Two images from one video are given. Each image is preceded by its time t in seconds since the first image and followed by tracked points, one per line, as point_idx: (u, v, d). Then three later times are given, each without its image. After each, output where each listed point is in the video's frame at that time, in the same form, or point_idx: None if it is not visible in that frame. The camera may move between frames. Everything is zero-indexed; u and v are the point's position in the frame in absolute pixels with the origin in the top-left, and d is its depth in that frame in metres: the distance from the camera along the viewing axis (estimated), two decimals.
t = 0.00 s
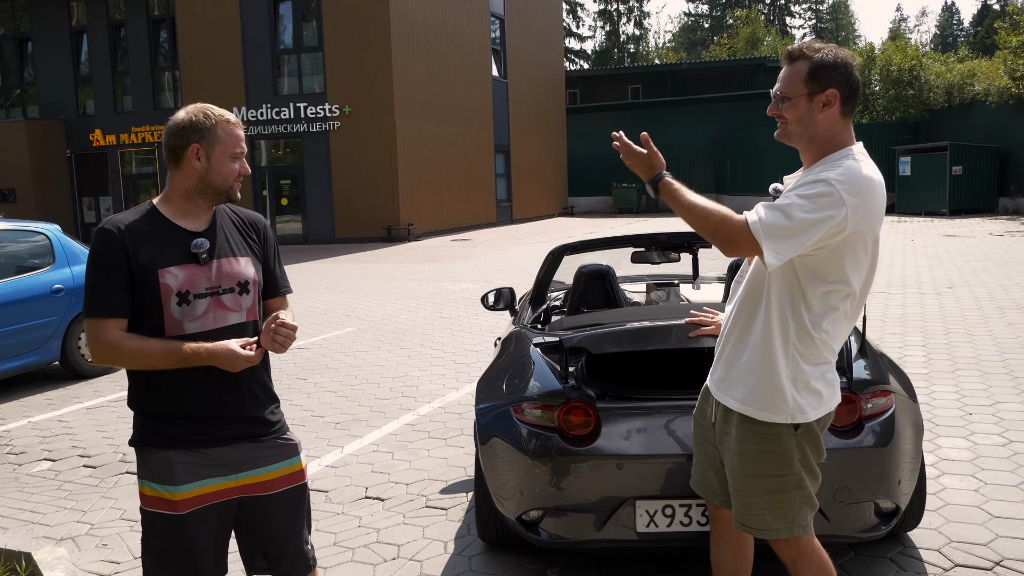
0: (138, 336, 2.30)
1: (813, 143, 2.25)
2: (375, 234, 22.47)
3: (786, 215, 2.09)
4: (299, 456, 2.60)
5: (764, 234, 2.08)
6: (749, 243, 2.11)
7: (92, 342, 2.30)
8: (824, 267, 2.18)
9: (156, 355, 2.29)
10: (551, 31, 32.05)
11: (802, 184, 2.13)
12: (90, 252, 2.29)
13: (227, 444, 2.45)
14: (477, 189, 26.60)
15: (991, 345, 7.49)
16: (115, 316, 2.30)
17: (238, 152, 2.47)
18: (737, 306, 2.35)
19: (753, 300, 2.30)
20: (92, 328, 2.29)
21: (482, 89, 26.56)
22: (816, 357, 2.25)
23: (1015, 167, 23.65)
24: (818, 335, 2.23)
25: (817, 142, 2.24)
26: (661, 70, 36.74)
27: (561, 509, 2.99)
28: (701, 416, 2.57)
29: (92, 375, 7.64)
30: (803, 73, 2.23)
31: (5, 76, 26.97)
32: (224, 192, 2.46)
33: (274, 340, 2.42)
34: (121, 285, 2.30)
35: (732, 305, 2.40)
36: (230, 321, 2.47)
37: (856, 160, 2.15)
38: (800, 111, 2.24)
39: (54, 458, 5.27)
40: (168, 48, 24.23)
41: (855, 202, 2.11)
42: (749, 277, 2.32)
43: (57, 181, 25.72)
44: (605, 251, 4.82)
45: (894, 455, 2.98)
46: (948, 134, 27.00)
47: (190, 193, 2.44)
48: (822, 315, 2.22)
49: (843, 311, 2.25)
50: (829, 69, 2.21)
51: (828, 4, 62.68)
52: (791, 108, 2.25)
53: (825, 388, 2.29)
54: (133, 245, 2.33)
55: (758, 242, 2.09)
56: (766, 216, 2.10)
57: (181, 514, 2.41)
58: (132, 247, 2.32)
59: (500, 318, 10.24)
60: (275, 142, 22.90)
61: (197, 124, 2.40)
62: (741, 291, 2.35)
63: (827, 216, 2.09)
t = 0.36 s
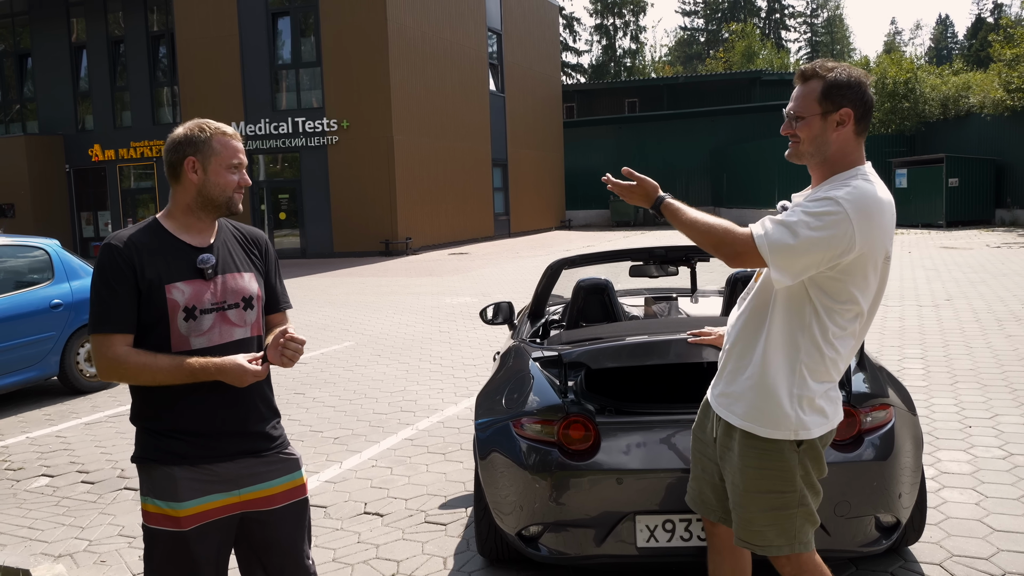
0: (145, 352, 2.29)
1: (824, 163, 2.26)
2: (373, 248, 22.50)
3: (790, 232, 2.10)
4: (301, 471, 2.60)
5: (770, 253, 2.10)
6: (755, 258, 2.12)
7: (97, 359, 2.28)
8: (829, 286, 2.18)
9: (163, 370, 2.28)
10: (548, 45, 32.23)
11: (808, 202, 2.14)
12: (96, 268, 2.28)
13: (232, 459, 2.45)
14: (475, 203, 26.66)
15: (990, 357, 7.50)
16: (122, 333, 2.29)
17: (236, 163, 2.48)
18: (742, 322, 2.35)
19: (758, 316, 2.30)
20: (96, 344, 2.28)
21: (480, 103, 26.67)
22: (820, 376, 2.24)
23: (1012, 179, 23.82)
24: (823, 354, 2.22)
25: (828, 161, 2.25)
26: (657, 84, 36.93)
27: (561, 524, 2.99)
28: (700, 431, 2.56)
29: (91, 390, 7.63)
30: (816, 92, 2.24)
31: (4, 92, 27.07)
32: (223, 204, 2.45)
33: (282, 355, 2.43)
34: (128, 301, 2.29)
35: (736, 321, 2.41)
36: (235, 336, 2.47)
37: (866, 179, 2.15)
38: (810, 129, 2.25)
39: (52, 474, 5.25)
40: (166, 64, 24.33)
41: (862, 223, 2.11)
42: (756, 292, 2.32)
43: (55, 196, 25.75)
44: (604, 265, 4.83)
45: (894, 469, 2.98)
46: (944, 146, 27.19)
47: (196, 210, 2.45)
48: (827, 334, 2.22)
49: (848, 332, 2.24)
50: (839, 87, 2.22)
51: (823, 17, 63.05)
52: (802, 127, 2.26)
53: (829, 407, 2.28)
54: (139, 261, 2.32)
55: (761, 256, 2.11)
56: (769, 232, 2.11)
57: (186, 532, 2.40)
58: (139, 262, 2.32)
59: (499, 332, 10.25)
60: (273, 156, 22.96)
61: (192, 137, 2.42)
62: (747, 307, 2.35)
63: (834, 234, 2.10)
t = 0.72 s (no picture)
0: (148, 374, 2.31)
1: (811, 188, 2.30)
2: (371, 269, 22.54)
3: (803, 256, 2.12)
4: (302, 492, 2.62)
5: (790, 280, 2.10)
6: (776, 291, 2.12)
7: (101, 383, 2.30)
8: (837, 307, 2.22)
9: (167, 393, 2.30)
10: (545, 69, 32.50)
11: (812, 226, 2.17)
12: (99, 291, 2.30)
13: (234, 480, 2.46)
14: (473, 224, 26.76)
15: (985, 379, 7.54)
16: (127, 357, 2.31)
17: (241, 191, 2.52)
18: (746, 350, 2.36)
19: (763, 344, 2.32)
20: (100, 368, 2.29)
21: (478, 126, 26.85)
22: (828, 397, 2.26)
23: (1006, 203, 23.99)
24: (830, 376, 2.25)
25: (815, 186, 2.29)
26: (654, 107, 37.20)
27: (560, 547, 2.99)
28: (701, 456, 2.58)
29: (87, 413, 7.61)
30: (800, 121, 2.29)
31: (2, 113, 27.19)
32: (227, 231, 2.49)
33: (285, 375, 2.46)
34: (132, 324, 2.31)
35: (738, 349, 2.42)
36: (237, 357, 2.50)
37: (860, 201, 2.20)
38: (799, 155, 2.29)
39: (47, 497, 5.23)
40: (165, 86, 24.47)
41: (865, 243, 2.15)
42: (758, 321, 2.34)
43: (52, 217, 25.77)
44: (601, 288, 4.86)
45: (890, 490, 3.00)
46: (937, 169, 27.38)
47: (199, 234, 2.47)
48: (833, 355, 2.24)
49: (853, 353, 2.27)
50: (824, 113, 2.28)
51: (819, 41, 63.71)
52: (790, 154, 2.30)
53: (837, 429, 2.30)
54: (143, 285, 2.34)
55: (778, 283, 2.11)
56: (784, 259, 2.12)
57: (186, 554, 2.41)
58: (142, 285, 2.34)
59: (496, 354, 10.26)
60: (271, 178, 23.04)
61: (200, 163, 2.45)
62: (749, 334, 2.36)
63: (842, 256, 2.13)
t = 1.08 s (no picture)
0: (132, 387, 2.30)
1: (778, 194, 2.34)
2: (350, 278, 22.47)
3: (808, 282, 2.10)
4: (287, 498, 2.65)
5: (805, 312, 2.09)
6: (795, 326, 2.10)
7: (82, 397, 2.27)
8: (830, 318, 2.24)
9: (150, 404, 2.29)
10: (524, 79, 32.65)
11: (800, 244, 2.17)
12: (79, 300, 2.28)
13: (218, 488, 2.47)
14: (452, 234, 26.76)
15: (957, 386, 7.66)
16: (109, 369, 2.30)
17: (225, 204, 2.51)
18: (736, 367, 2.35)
19: (752, 359, 2.32)
20: (80, 380, 2.27)
21: (457, 135, 26.90)
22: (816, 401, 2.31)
23: (978, 213, 24.36)
24: (819, 382, 2.30)
25: (782, 191, 2.33)
26: (632, 117, 37.47)
27: (538, 553, 3.01)
28: (685, 461, 2.59)
29: (61, 424, 7.53)
30: (766, 127, 2.32)
31: None
32: (209, 244, 2.49)
33: (270, 389, 2.48)
34: (114, 336, 2.30)
35: (721, 363, 2.41)
36: (219, 368, 2.50)
37: (834, 208, 2.24)
38: (768, 163, 2.32)
39: (21, 508, 5.18)
40: (142, 94, 24.30)
41: (853, 253, 2.19)
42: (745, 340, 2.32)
43: (26, 227, 25.46)
44: (579, 296, 4.90)
45: (864, 495, 3.05)
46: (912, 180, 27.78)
47: (179, 245, 2.46)
48: (819, 363, 2.28)
49: (837, 354, 2.32)
50: (785, 120, 2.32)
51: (795, 53, 64.45)
52: (759, 161, 2.33)
53: (823, 430, 2.35)
54: (124, 297, 2.33)
55: (788, 315, 2.10)
56: (791, 291, 2.10)
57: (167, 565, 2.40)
58: (123, 297, 2.33)
59: (475, 363, 10.27)
60: (249, 187, 22.92)
61: (185, 175, 2.44)
62: (734, 348, 2.36)
63: (840, 272, 2.15)
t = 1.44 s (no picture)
0: (143, 388, 2.29)
1: (768, 187, 2.32)
2: (341, 276, 22.45)
3: (866, 289, 2.07)
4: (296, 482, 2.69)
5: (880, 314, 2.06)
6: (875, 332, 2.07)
7: (93, 402, 2.25)
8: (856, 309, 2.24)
9: (162, 405, 2.29)
10: (514, 76, 32.62)
11: (831, 244, 2.12)
12: (89, 303, 2.26)
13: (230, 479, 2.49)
14: (443, 231, 26.74)
15: (946, 380, 7.71)
16: (121, 371, 2.28)
17: (229, 204, 2.47)
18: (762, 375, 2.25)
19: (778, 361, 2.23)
20: (91, 383, 2.25)
21: (447, 132, 26.86)
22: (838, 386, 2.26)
23: (967, 207, 24.50)
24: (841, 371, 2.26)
25: (772, 183, 2.32)
26: (622, 113, 37.49)
27: (531, 549, 3.02)
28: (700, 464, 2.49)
29: (52, 423, 7.51)
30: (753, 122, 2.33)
31: None
32: (212, 244, 2.46)
33: (282, 391, 2.51)
34: (125, 337, 2.28)
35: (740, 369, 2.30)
36: (225, 366, 2.51)
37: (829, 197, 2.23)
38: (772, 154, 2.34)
39: (12, 508, 5.16)
40: (130, 92, 24.19)
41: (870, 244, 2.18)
42: (772, 348, 2.23)
43: (14, 226, 25.31)
44: (570, 292, 4.90)
45: (854, 488, 3.07)
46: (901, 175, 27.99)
47: (182, 244, 2.44)
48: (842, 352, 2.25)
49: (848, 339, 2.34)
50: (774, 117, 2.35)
51: (783, 49, 64.65)
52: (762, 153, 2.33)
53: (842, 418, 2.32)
54: (135, 298, 2.32)
55: (858, 326, 2.06)
56: (859, 301, 2.06)
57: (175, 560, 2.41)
58: (133, 300, 2.32)
59: (467, 359, 10.28)
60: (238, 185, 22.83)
61: (188, 173, 2.40)
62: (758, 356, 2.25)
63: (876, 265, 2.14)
